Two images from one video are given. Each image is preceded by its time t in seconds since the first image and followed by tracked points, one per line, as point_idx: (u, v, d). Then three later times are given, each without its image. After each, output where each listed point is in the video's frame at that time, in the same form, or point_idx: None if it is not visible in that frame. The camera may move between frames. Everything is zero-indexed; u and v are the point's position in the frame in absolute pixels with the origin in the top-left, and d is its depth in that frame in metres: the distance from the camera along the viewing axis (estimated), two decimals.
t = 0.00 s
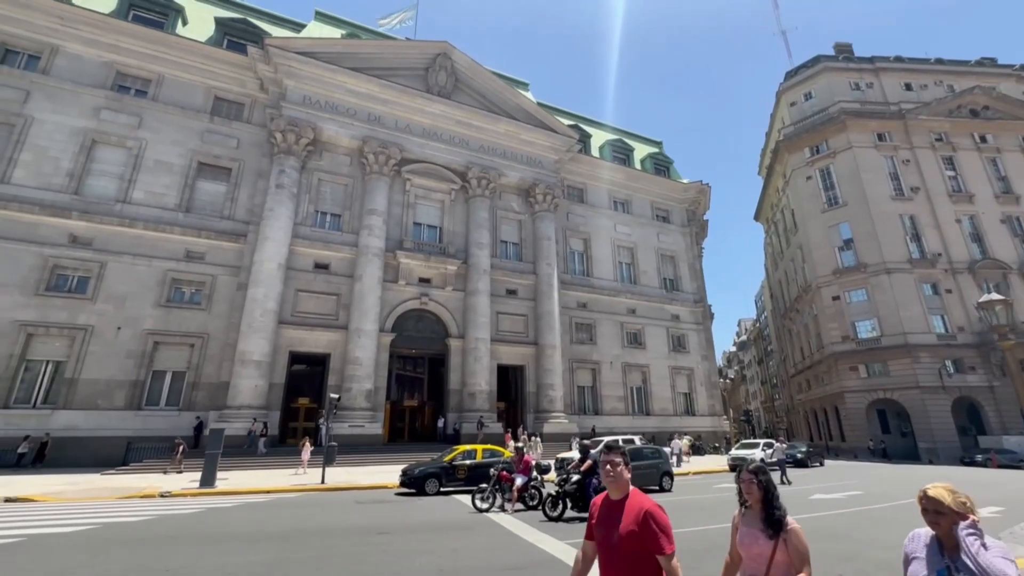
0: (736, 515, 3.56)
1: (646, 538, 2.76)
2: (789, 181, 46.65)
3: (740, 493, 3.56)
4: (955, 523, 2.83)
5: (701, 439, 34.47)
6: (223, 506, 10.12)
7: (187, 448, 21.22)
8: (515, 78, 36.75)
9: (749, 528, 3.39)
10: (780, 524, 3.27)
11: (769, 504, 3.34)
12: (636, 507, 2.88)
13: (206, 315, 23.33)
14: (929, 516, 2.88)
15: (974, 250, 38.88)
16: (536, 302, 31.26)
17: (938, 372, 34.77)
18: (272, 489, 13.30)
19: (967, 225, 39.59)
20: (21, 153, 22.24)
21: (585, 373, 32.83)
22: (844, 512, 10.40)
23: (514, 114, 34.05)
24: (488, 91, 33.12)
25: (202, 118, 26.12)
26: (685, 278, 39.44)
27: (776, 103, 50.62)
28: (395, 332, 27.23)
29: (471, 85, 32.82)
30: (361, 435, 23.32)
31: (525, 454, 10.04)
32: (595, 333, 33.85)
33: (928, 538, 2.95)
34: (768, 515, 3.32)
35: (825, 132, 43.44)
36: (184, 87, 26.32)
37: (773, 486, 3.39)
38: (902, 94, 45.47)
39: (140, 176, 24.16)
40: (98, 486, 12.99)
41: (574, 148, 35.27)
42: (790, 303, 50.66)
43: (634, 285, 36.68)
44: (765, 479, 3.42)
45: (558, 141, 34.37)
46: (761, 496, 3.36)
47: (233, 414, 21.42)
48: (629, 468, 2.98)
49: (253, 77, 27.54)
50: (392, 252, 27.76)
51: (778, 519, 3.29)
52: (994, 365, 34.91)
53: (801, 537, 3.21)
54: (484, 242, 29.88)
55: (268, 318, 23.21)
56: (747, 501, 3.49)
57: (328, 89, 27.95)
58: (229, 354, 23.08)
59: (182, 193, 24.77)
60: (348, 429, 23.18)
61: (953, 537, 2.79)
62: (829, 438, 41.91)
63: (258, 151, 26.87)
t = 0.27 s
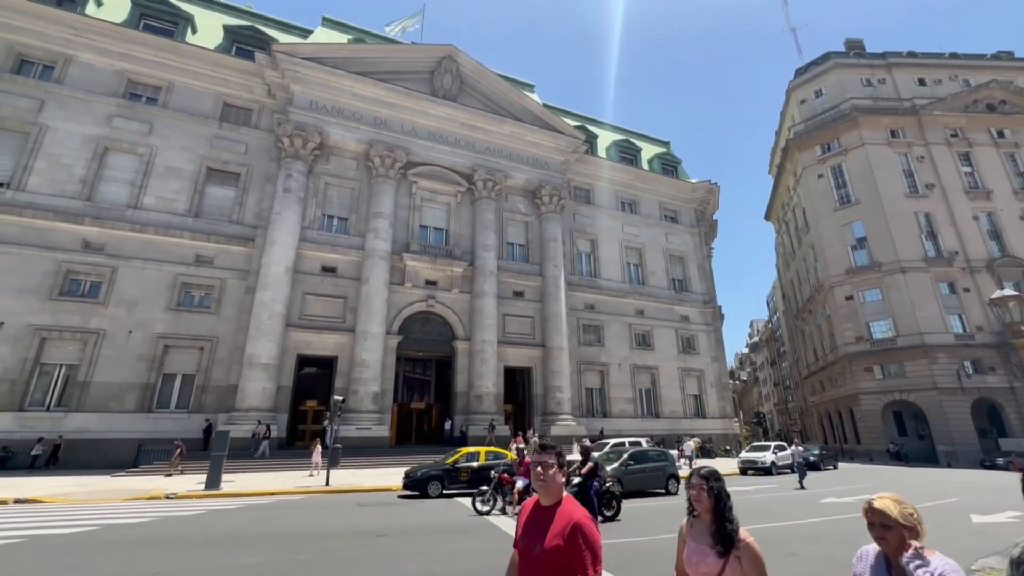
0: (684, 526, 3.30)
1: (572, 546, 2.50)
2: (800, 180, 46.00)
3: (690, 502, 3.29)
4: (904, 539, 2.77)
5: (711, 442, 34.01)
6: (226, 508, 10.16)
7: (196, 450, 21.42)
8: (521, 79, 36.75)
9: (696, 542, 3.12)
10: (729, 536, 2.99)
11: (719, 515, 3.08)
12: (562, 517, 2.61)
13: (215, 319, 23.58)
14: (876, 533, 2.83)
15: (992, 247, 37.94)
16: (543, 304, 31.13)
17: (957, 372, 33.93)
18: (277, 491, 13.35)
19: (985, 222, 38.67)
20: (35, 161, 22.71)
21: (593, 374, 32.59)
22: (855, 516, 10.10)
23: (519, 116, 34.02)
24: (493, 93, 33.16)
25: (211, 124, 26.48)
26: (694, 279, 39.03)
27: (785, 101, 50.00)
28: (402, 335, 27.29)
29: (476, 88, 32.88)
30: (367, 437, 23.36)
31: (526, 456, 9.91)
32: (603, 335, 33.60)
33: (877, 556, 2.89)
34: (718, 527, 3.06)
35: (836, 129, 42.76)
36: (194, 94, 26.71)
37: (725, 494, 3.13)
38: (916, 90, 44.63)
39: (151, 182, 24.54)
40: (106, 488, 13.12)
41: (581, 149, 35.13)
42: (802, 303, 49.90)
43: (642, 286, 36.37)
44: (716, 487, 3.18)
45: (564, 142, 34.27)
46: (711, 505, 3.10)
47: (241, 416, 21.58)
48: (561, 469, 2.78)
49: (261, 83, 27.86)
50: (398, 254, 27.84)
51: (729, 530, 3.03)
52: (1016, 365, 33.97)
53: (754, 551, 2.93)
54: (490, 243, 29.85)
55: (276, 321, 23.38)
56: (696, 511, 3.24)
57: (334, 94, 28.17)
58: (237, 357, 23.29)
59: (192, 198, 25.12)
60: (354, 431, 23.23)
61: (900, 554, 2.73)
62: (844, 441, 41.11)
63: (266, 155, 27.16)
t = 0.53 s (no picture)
0: (617, 543, 3.19)
1: (470, 547, 2.23)
2: (811, 177, 45.31)
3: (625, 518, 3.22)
4: (839, 545, 2.63)
5: (722, 444, 33.56)
6: (229, 509, 10.19)
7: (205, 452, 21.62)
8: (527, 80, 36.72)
9: (631, 559, 3.00)
10: (665, 549, 2.89)
11: (654, 527, 3.01)
12: (465, 525, 2.38)
13: (224, 321, 23.83)
14: (810, 542, 2.68)
15: (1012, 244, 36.98)
16: (550, 305, 30.97)
17: (976, 373, 33.08)
18: (282, 493, 13.38)
19: (1003, 218, 37.73)
20: (49, 168, 23.16)
21: (602, 376, 32.34)
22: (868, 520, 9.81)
23: (525, 117, 33.95)
24: (499, 94, 33.14)
25: (220, 129, 26.81)
26: (703, 278, 38.58)
27: (796, 97, 49.30)
28: (408, 336, 27.33)
29: (482, 89, 32.87)
30: (374, 439, 23.41)
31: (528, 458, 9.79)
32: (611, 335, 33.33)
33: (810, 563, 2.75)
34: (653, 540, 2.97)
35: (849, 125, 42.01)
36: (203, 100, 27.07)
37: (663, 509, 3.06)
38: (931, 84, 43.70)
39: (161, 187, 24.89)
40: (114, 489, 13.27)
41: (587, 149, 34.94)
42: (815, 302, 49.12)
43: (650, 286, 36.04)
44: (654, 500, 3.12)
45: (571, 142, 34.12)
46: (646, 518, 3.04)
47: (250, 418, 21.75)
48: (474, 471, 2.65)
49: (269, 87, 28.15)
50: (405, 256, 27.91)
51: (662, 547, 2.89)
52: None
53: (686, 567, 2.82)
54: (496, 245, 29.80)
55: (283, 324, 23.57)
56: (632, 526, 3.16)
57: (340, 98, 28.37)
58: (246, 359, 23.49)
59: (201, 203, 25.43)
60: (361, 433, 23.29)
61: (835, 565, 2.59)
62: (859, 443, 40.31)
63: (273, 159, 27.42)
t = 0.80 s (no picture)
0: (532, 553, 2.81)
1: (343, 560, 2.30)
2: (824, 173, 44.54)
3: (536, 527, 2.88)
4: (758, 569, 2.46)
5: (734, 445, 33.09)
6: (234, 510, 10.27)
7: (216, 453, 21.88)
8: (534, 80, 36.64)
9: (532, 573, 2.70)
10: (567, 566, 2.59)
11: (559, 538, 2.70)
12: (343, 539, 2.46)
13: (235, 323, 24.11)
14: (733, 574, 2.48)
15: None
16: (558, 305, 30.82)
17: (997, 372, 32.19)
18: (289, 493, 13.46)
19: None
20: (64, 174, 23.65)
21: (611, 376, 32.09)
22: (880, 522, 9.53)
23: (532, 116, 33.86)
24: (505, 94, 33.10)
25: (229, 133, 27.16)
26: (714, 277, 38.10)
27: (808, 92, 48.51)
28: (416, 337, 27.40)
29: (488, 90, 32.86)
30: (383, 439, 23.49)
31: (530, 459, 9.68)
32: (620, 335, 33.06)
33: None
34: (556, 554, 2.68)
35: (862, 120, 41.20)
36: (213, 105, 27.45)
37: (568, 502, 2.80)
38: (948, 76, 42.67)
39: (173, 191, 25.28)
40: (125, 489, 13.45)
41: (595, 148, 34.72)
42: (829, 300, 48.25)
43: (660, 286, 35.68)
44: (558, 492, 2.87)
45: (578, 142, 33.95)
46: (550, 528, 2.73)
47: (260, 419, 21.97)
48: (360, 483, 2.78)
49: (277, 92, 28.45)
50: (412, 257, 27.99)
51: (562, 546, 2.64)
52: None
53: None
54: (503, 245, 29.74)
55: (292, 326, 23.78)
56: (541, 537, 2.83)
57: (347, 101, 28.56)
58: (256, 361, 23.74)
59: (212, 206, 25.77)
60: (370, 434, 23.40)
61: None
62: (876, 443, 39.48)
63: (282, 163, 27.70)
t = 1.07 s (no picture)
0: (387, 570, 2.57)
1: (218, 556, 2.32)
2: (839, 168, 43.66)
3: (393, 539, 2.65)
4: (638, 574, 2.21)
5: (748, 446, 32.56)
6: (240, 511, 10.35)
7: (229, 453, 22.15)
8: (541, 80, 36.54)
9: None
10: None
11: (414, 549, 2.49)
12: (217, 537, 2.45)
13: (246, 325, 24.44)
14: None
15: None
16: (567, 305, 30.65)
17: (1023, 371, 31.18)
18: (296, 493, 13.56)
19: None
20: (82, 181, 24.20)
21: (621, 376, 31.80)
22: (894, 525, 9.21)
23: (540, 116, 33.77)
24: (512, 95, 33.06)
25: (241, 138, 27.55)
26: (726, 276, 37.56)
27: (822, 86, 47.60)
28: (425, 338, 27.47)
29: (495, 90, 32.84)
30: (392, 440, 23.57)
31: (533, 461, 9.56)
32: (631, 335, 32.75)
33: None
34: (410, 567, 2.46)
35: (878, 113, 40.28)
36: (224, 110, 27.85)
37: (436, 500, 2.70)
38: (968, 67, 41.50)
39: (185, 196, 25.70)
40: (137, 489, 13.66)
41: (603, 146, 34.48)
42: (846, 298, 47.26)
43: (671, 285, 35.28)
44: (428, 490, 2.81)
45: (586, 141, 33.75)
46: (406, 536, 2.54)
47: (271, 420, 22.21)
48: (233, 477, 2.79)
49: (287, 96, 28.78)
50: (421, 259, 28.08)
51: (421, 543, 2.51)
52: None
53: None
54: (512, 245, 29.68)
55: (302, 328, 24.00)
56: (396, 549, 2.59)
57: (355, 103, 28.76)
58: (267, 362, 24.00)
59: (223, 210, 26.15)
60: (379, 435, 23.50)
61: None
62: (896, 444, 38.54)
63: (292, 166, 28.00)
